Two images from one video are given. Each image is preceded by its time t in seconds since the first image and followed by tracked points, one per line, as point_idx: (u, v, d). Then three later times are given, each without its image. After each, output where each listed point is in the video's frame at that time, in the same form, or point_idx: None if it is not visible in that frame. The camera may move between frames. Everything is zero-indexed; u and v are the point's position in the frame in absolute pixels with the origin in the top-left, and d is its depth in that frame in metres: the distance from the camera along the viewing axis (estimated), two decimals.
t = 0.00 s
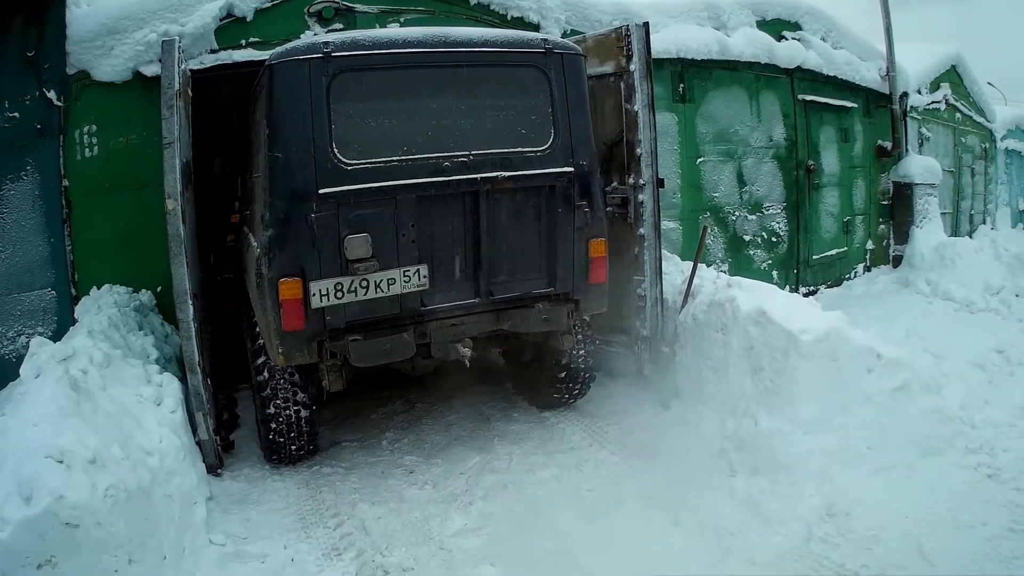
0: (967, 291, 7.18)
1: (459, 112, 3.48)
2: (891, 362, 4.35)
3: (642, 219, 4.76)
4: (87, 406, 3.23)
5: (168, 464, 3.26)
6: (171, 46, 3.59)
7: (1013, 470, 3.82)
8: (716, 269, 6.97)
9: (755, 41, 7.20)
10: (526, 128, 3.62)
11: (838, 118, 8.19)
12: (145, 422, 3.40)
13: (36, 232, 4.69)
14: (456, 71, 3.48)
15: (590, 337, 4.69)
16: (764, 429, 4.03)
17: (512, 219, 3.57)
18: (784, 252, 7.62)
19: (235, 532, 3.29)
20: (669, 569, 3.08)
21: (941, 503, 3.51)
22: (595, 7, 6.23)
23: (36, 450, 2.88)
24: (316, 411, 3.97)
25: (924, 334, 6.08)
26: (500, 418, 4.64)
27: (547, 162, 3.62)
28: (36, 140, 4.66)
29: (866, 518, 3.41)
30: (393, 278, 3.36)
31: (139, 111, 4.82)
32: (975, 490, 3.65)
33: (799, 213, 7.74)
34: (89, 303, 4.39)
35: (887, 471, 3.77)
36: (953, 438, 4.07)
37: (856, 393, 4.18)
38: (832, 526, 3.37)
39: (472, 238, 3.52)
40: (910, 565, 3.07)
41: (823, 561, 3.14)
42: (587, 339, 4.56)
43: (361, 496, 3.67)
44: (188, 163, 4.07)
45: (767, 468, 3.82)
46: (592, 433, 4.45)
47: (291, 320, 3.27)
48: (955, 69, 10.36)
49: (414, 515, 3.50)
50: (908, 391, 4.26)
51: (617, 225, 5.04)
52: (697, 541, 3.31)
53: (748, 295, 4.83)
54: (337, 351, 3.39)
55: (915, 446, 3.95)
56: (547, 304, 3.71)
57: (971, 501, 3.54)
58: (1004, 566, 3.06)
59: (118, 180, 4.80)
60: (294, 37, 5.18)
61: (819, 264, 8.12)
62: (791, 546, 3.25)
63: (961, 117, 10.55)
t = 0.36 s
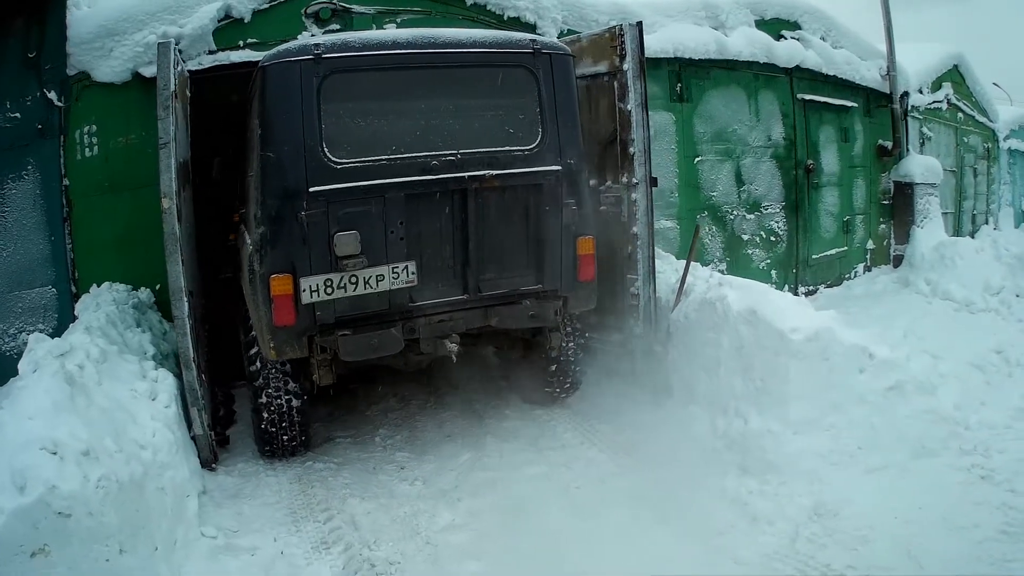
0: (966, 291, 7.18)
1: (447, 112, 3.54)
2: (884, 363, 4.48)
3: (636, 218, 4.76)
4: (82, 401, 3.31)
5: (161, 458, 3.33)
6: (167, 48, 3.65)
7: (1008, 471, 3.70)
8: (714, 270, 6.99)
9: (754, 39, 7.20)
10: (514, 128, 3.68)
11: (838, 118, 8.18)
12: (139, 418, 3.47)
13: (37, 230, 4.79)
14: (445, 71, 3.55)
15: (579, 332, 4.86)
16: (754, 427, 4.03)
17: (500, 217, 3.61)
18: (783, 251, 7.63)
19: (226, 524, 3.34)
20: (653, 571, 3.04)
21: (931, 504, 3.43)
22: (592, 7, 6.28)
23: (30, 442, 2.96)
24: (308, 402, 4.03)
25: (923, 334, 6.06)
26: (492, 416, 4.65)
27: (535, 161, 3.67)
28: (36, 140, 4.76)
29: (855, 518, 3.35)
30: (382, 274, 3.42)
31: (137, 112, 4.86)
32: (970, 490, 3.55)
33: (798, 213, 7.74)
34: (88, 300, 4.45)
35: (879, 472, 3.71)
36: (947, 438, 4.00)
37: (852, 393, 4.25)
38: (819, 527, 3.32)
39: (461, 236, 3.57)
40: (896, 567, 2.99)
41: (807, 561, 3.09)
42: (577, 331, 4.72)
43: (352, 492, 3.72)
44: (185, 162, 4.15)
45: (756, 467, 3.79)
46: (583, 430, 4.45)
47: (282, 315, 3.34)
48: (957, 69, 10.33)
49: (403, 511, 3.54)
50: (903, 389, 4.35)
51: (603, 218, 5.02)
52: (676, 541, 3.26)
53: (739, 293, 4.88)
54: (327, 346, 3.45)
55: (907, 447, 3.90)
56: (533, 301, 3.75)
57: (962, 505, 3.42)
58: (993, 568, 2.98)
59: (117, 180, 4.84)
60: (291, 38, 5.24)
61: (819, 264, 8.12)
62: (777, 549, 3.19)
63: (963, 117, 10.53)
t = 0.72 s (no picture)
0: (970, 293, 7.15)
1: (437, 111, 3.63)
2: (879, 363, 4.52)
3: (632, 217, 4.62)
4: (82, 393, 3.40)
5: (158, 449, 3.41)
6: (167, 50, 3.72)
7: (1004, 474, 3.63)
8: (714, 270, 6.91)
9: (755, 40, 7.18)
10: (504, 127, 3.74)
11: (842, 117, 8.11)
12: (137, 411, 3.55)
13: (42, 228, 4.92)
14: (436, 73, 3.63)
15: (571, 324, 4.84)
16: (745, 426, 4.06)
17: (490, 215, 3.68)
18: (786, 251, 7.55)
19: (221, 515, 3.40)
20: (645, 571, 2.96)
21: (921, 508, 3.35)
22: (593, 8, 6.32)
23: (30, 431, 3.05)
24: (302, 391, 4.09)
25: (925, 335, 6.04)
26: (487, 413, 4.64)
27: (524, 159, 3.73)
28: (42, 140, 4.89)
29: (845, 519, 3.30)
30: (373, 269, 3.49)
31: (140, 112, 4.92)
32: (961, 494, 3.48)
33: (802, 214, 7.66)
34: (90, 297, 4.50)
35: (869, 472, 3.68)
36: (943, 441, 3.93)
37: (842, 393, 4.29)
38: (808, 526, 3.27)
39: (451, 233, 3.63)
40: (885, 570, 2.93)
41: (793, 562, 3.03)
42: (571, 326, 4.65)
43: (346, 486, 3.73)
44: (186, 161, 4.24)
45: (749, 467, 3.74)
46: (578, 426, 4.38)
47: (276, 309, 3.41)
48: (964, 69, 10.27)
49: (398, 503, 3.55)
50: (896, 389, 4.37)
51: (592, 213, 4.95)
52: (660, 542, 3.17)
53: (732, 293, 4.97)
54: (320, 339, 3.49)
55: (899, 449, 3.85)
56: (523, 297, 3.79)
57: (950, 511, 3.33)
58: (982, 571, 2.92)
59: (121, 179, 4.90)
60: (293, 39, 5.32)
61: (823, 264, 8.00)
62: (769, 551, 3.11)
63: (969, 117, 10.47)
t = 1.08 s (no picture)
0: (980, 293, 7.10)
1: (436, 110, 3.68)
2: (879, 364, 4.51)
3: (635, 217, 4.49)
4: (87, 385, 3.47)
5: (161, 441, 3.47)
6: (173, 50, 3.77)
7: (1004, 475, 3.65)
8: (720, 268, 6.72)
9: (764, 40, 6.92)
10: (501, 125, 3.78)
11: (851, 117, 7.79)
12: (141, 403, 3.62)
13: (52, 224, 4.98)
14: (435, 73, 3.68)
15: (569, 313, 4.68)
16: (744, 424, 4.07)
17: (487, 210, 3.72)
18: (795, 251, 7.27)
19: (223, 506, 3.45)
20: (643, 570, 2.96)
21: (920, 509, 3.36)
22: (599, 7, 6.32)
23: (34, 422, 3.12)
24: (302, 383, 4.11)
25: (932, 335, 6.00)
26: (494, 409, 4.51)
27: (521, 156, 3.77)
28: (52, 137, 4.94)
29: (841, 519, 3.31)
30: (374, 262, 3.54)
31: (149, 111, 5.01)
32: (961, 496, 3.48)
33: (811, 214, 7.37)
34: (98, 292, 4.59)
35: (867, 473, 3.69)
36: (943, 442, 3.92)
37: (841, 394, 4.29)
38: (805, 526, 3.28)
39: (450, 227, 3.67)
40: (879, 571, 2.94)
41: (788, 561, 3.05)
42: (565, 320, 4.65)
43: (348, 479, 3.70)
44: (193, 158, 4.29)
45: (747, 466, 3.75)
46: (584, 426, 4.27)
47: (279, 299, 3.47)
48: (974, 70, 10.19)
49: (397, 498, 3.51)
50: (897, 389, 4.36)
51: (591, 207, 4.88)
52: (663, 543, 3.16)
53: (733, 292, 4.98)
54: (323, 329, 3.55)
55: (900, 449, 3.85)
56: (520, 290, 3.83)
57: (954, 511, 3.35)
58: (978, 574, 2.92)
59: (132, 175, 5.00)
60: (300, 38, 5.37)
61: (833, 264, 7.71)
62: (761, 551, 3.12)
63: (980, 118, 10.38)
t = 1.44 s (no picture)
0: (989, 295, 7.05)
1: (440, 109, 3.68)
2: (885, 367, 4.50)
3: (643, 217, 4.36)
4: (93, 382, 3.49)
5: (167, 438, 3.48)
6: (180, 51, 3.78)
7: (1010, 479, 3.61)
8: (730, 270, 6.69)
9: (774, 41, 6.89)
10: (504, 124, 3.79)
11: (861, 119, 7.74)
12: (147, 400, 3.63)
13: (61, 221, 5.01)
14: (440, 73, 3.68)
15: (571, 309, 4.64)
16: (749, 424, 4.07)
17: (490, 207, 3.72)
18: (804, 252, 7.22)
19: (228, 504, 3.47)
20: (647, 569, 2.94)
21: (924, 512, 3.34)
22: (609, 7, 6.30)
23: (40, 419, 3.14)
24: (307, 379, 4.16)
25: (939, 337, 5.97)
26: (501, 408, 4.46)
27: (523, 155, 3.77)
28: (60, 135, 4.96)
29: (846, 521, 3.29)
30: (379, 257, 3.55)
31: (158, 111, 5.07)
32: (965, 499, 3.46)
33: (820, 215, 7.32)
34: (107, 289, 4.62)
35: (872, 476, 3.67)
36: (948, 445, 3.90)
37: (847, 395, 4.28)
38: (809, 527, 3.25)
39: (453, 224, 3.68)
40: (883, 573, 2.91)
41: (790, 561, 3.01)
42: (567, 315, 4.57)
43: (354, 478, 3.69)
44: (202, 158, 4.30)
45: (752, 466, 3.72)
46: (590, 424, 4.21)
47: (286, 293, 3.47)
48: (984, 71, 10.12)
49: (402, 496, 3.50)
50: (903, 392, 4.34)
51: (598, 209, 4.84)
52: (665, 540, 3.14)
53: (740, 293, 4.96)
54: (330, 322, 3.57)
55: (905, 452, 3.83)
56: (522, 285, 3.84)
57: (958, 513, 3.34)
58: None
59: (142, 172, 5.04)
60: (309, 38, 5.39)
61: (842, 265, 7.66)
62: (765, 551, 3.07)
63: (989, 120, 10.32)
